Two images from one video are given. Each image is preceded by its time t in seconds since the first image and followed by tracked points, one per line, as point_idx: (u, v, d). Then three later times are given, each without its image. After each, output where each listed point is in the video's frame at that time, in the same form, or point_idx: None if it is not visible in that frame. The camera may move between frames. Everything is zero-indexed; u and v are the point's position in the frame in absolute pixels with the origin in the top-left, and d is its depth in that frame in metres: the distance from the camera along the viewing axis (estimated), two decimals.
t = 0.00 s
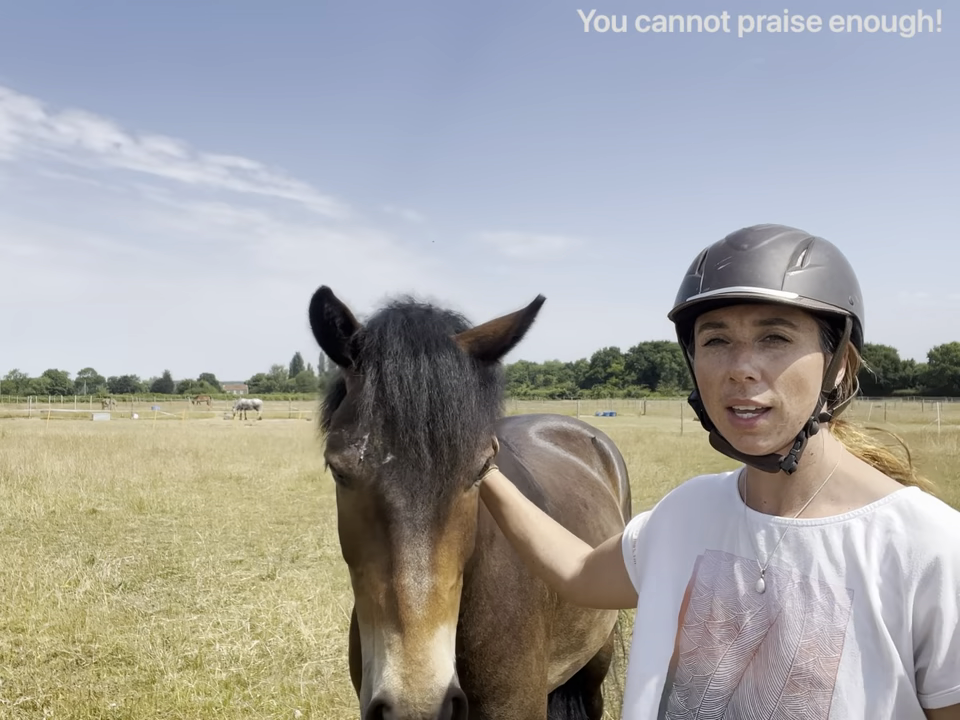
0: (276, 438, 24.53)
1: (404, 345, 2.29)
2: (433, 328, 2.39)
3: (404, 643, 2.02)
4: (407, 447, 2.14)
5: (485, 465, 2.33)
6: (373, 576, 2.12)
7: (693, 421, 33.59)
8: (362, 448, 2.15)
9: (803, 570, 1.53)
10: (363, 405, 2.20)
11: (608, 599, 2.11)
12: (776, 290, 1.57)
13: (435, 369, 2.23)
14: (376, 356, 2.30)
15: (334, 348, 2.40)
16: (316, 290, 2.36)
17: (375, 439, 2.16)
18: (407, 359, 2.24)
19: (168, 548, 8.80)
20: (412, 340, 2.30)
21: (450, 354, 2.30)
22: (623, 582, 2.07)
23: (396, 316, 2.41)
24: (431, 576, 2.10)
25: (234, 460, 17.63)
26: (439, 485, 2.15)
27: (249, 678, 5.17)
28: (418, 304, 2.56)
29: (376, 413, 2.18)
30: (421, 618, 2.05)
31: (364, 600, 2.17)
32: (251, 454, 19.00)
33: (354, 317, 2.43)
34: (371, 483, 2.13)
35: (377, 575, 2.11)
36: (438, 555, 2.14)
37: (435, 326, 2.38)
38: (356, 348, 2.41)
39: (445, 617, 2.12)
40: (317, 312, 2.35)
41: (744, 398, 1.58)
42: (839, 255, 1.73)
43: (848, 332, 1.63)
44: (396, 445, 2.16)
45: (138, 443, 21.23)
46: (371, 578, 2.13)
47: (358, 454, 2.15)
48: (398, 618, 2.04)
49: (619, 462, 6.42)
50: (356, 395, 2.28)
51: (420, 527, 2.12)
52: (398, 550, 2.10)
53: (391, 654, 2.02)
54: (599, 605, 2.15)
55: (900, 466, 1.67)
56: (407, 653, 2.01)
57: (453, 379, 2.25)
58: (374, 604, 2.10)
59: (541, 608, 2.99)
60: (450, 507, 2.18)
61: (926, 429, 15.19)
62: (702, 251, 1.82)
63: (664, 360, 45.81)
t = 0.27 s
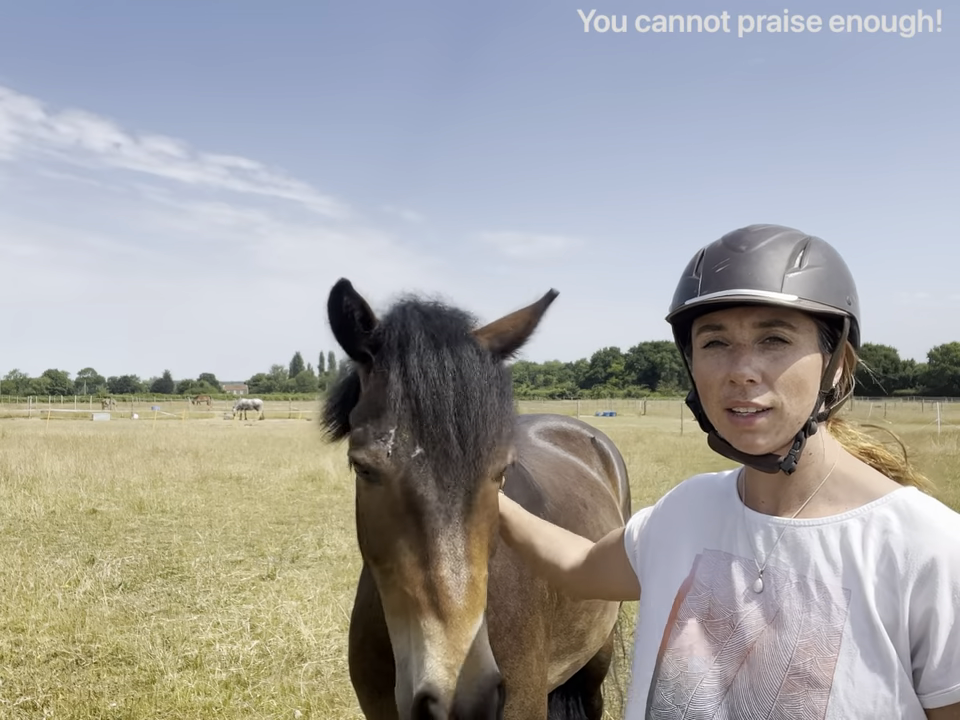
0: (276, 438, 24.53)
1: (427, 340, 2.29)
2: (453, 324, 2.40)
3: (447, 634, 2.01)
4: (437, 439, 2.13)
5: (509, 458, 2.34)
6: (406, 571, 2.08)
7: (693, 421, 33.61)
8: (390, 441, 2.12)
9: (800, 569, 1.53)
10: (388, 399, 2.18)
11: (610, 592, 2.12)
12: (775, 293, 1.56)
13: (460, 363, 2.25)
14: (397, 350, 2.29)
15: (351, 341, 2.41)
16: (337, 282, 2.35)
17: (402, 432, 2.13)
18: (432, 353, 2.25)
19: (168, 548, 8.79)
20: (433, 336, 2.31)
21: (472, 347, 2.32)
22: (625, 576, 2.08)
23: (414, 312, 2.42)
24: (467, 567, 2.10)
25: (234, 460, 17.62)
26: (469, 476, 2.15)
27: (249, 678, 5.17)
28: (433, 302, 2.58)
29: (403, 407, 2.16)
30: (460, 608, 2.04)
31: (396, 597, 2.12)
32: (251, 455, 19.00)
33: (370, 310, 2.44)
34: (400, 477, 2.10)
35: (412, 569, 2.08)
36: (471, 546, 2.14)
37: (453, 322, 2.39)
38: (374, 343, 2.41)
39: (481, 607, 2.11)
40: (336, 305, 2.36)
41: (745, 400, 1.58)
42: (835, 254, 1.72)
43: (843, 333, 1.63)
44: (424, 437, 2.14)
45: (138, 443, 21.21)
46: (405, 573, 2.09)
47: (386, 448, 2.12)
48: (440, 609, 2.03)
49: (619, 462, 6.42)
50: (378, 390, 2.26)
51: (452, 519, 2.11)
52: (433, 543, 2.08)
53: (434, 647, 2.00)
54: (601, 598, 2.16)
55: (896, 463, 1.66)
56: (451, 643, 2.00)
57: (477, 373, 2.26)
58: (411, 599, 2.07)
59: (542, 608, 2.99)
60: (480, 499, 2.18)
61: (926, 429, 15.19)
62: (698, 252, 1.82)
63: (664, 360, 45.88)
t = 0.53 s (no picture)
0: (276, 438, 24.55)
1: (453, 321, 2.33)
2: (474, 305, 2.44)
3: (504, 598, 2.03)
4: (473, 414, 2.16)
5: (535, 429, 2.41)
6: (455, 543, 2.10)
7: (692, 422, 33.64)
8: (428, 417, 2.13)
9: (800, 569, 1.54)
10: (420, 377, 2.19)
11: (616, 608, 2.15)
12: (769, 292, 1.58)
13: (487, 341, 2.29)
14: (423, 331, 2.31)
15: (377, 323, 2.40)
16: (364, 262, 2.35)
17: (438, 408, 2.15)
18: (460, 332, 2.29)
19: (168, 548, 8.80)
20: (459, 317, 2.35)
21: (496, 325, 2.37)
22: (631, 588, 2.11)
23: (434, 296, 2.46)
24: (511, 535, 2.13)
25: (234, 460, 17.63)
26: (504, 450, 2.19)
27: (249, 678, 5.18)
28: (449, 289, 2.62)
29: (438, 383, 2.18)
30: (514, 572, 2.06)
31: (445, 569, 2.13)
32: (251, 455, 19.01)
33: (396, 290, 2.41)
34: (440, 451, 2.11)
35: (462, 540, 2.09)
36: (511, 516, 2.17)
37: (474, 305, 2.44)
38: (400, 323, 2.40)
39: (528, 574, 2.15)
40: (363, 285, 2.35)
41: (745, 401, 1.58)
42: (830, 253, 1.75)
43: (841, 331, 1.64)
44: (462, 412, 2.16)
45: (137, 443, 21.22)
46: (454, 544, 2.10)
47: (424, 423, 2.12)
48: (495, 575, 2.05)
49: (618, 462, 6.44)
50: (406, 370, 2.26)
51: (493, 490, 2.14)
52: (477, 514, 2.10)
53: (493, 613, 2.01)
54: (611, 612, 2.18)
55: (898, 463, 1.67)
56: (509, 607, 2.01)
57: (503, 350, 2.31)
58: (462, 569, 2.08)
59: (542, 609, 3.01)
60: (513, 473, 2.22)
61: (925, 429, 15.21)
62: (692, 257, 1.84)
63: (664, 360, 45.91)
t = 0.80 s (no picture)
0: (276, 438, 24.55)
1: (473, 311, 2.33)
2: (492, 295, 2.45)
3: (534, 580, 1.98)
4: (500, 400, 2.15)
5: (555, 418, 2.41)
6: (484, 528, 2.07)
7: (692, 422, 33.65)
8: (454, 405, 2.13)
9: (790, 568, 1.54)
10: (443, 365, 2.19)
11: (620, 610, 2.14)
12: (722, 299, 1.59)
13: (509, 329, 2.30)
14: (444, 321, 2.32)
15: (379, 313, 2.51)
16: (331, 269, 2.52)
17: (463, 396, 2.14)
18: (481, 321, 2.29)
19: (168, 548, 8.80)
20: (478, 307, 2.35)
21: (516, 313, 2.38)
22: (628, 591, 2.08)
23: (453, 288, 2.47)
24: (543, 518, 2.10)
25: (234, 460, 17.62)
26: (530, 435, 2.19)
27: (249, 678, 5.17)
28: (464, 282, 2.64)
29: (463, 371, 2.18)
30: (546, 555, 2.02)
31: (474, 556, 2.10)
32: (251, 455, 19.01)
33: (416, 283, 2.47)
34: (468, 438, 2.10)
35: (491, 526, 2.06)
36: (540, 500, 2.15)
37: (492, 296, 2.45)
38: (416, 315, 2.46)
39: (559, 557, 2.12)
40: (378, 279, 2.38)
41: (708, 405, 1.60)
42: (807, 254, 1.72)
43: (813, 332, 1.60)
44: (489, 398, 2.15)
45: (137, 443, 21.21)
46: (483, 530, 2.08)
47: (451, 411, 2.12)
48: (525, 558, 2.01)
49: (618, 462, 6.43)
50: (428, 360, 2.26)
51: (521, 475, 2.12)
52: (507, 498, 2.07)
53: (524, 595, 1.97)
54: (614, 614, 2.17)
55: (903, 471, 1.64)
56: (540, 589, 1.97)
57: (525, 338, 2.32)
58: (492, 554, 2.05)
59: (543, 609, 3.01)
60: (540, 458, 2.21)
61: (925, 429, 15.21)
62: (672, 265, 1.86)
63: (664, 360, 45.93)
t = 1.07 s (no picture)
0: (276, 438, 24.53)
1: (482, 299, 2.34)
2: (499, 285, 2.47)
3: (572, 555, 1.94)
4: (518, 384, 2.15)
5: (569, 403, 2.42)
6: (512, 510, 2.03)
7: (693, 422, 33.66)
8: (473, 390, 2.12)
9: (785, 571, 1.54)
10: (459, 353, 2.19)
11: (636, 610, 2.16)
12: (658, 314, 1.76)
13: (521, 315, 2.30)
14: (454, 312, 2.32)
15: (385, 308, 2.49)
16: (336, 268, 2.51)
17: (482, 381, 2.14)
18: (492, 309, 2.29)
19: (168, 548, 8.79)
20: (487, 295, 2.36)
21: (525, 301, 2.39)
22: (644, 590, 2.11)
23: (458, 280, 2.47)
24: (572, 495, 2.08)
25: (234, 460, 17.61)
26: (548, 418, 2.19)
27: (249, 678, 5.17)
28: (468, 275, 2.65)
29: (479, 356, 2.18)
30: (580, 531, 2.00)
31: (504, 539, 2.05)
32: (251, 455, 18.99)
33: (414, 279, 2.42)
34: (491, 422, 2.08)
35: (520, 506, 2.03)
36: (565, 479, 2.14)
37: (499, 285, 2.46)
38: (423, 308, 2.46)
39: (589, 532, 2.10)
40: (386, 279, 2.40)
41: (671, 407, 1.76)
42: (775, 254, 1.68)
43: (749, 340, 1.61)
44: (508, 382, 2.15)
45: (137, 443, 21.19)
46: (511, 512, 2.04)
47: (471, 396, 2.11)
48: (560, 534, 1.97)
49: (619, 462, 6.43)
50: (442, 349, 2.25)
51: (545, 455, 2.10)
52: (533, 479, 2.05)
53: (562, 571, 1.92)
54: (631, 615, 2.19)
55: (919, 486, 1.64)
56: (579, 563, 1.93)
57: (537, 323, 2.33)
58: (524, 535, 2.00)
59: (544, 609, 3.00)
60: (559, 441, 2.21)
61: (924, 429, 15.22)
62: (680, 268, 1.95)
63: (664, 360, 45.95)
